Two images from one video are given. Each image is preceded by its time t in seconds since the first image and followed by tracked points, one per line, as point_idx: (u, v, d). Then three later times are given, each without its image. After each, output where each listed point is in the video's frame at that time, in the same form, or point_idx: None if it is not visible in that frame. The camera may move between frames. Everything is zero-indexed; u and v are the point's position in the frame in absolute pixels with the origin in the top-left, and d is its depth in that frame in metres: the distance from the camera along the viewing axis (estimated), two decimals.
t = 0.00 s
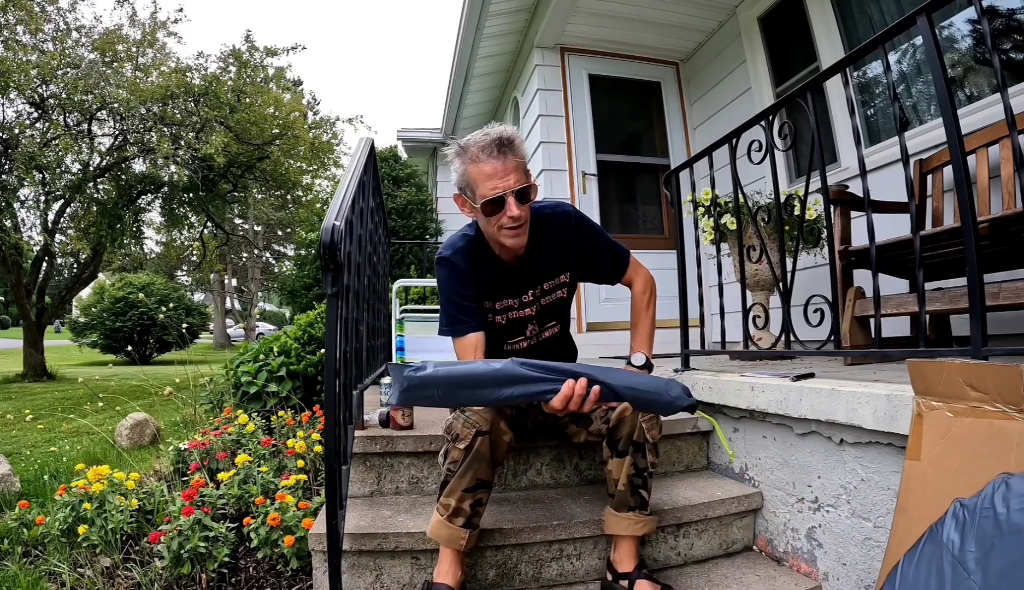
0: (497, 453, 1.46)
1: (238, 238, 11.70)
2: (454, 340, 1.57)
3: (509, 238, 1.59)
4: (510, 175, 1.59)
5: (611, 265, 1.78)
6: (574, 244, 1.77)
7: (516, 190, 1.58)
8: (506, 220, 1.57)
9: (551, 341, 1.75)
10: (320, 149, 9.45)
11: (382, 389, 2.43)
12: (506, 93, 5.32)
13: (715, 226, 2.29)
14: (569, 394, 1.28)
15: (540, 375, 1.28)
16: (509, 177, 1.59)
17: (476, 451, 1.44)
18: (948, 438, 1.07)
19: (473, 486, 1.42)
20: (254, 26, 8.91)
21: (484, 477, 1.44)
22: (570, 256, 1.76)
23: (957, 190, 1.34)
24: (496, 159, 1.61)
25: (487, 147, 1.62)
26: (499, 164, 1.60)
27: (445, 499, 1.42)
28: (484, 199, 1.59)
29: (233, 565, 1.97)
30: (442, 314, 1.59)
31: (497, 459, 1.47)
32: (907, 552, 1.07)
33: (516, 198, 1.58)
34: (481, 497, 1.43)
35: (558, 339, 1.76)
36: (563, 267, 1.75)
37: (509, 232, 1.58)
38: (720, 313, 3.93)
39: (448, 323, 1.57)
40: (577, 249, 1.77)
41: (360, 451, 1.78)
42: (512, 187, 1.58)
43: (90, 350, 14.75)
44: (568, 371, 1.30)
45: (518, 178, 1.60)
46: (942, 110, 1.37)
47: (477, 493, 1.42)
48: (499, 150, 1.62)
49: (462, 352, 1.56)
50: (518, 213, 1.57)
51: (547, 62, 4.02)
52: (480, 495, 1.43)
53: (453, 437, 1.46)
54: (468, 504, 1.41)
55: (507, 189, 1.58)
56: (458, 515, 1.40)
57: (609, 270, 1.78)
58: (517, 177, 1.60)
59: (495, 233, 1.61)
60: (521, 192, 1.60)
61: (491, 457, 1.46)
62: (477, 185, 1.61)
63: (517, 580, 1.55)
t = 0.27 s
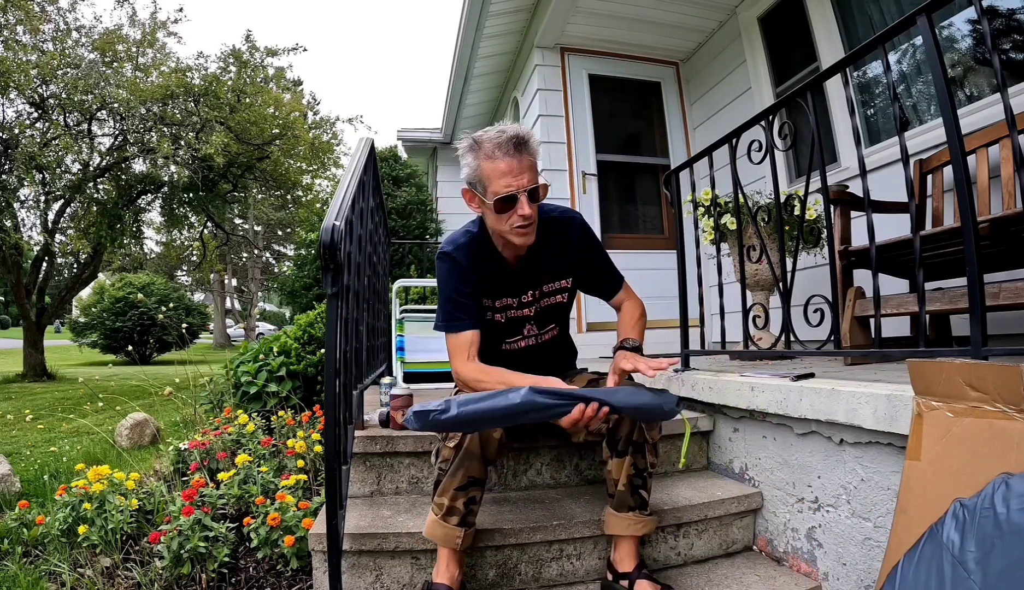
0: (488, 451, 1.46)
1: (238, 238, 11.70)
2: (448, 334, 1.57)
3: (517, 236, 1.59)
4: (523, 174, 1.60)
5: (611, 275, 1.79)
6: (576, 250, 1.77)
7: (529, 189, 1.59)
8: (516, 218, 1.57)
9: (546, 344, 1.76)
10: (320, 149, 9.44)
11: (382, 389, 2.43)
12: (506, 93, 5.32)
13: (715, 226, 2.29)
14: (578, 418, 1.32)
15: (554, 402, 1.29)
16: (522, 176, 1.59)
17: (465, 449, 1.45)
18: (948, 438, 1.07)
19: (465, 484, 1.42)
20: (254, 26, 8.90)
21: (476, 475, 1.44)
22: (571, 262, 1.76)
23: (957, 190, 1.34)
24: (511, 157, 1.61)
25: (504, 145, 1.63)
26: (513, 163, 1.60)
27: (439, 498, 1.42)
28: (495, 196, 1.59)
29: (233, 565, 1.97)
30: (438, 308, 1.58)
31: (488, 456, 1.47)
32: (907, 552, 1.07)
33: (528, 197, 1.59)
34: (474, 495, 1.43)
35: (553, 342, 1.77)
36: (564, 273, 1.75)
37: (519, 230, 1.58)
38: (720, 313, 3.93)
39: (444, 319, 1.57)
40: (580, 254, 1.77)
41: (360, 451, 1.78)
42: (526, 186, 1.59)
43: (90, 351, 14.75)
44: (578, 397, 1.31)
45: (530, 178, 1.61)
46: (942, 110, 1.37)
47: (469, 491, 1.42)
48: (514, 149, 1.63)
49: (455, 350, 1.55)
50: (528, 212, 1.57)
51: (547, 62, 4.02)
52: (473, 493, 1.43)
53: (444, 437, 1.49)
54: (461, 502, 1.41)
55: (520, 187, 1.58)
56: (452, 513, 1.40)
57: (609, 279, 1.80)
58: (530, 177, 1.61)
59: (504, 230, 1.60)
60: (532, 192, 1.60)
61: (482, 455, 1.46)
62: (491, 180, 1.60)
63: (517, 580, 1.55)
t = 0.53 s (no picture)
0: (479, 449, 1.46)
1: (238, 238, 11.70)
2: (443, 330, 1.57)
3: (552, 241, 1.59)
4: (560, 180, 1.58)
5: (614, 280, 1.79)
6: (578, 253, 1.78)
7: (565, 195, 1.59)
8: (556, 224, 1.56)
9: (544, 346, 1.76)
10: (320, 149, 9.44)
11: (382, 389, 2.43)
12: (506, 93, 5.32)
13: (715, 226, 2.29)
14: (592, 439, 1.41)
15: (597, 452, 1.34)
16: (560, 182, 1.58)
17: (456, 448, 1.44)
18: (948, 438, 1.07)
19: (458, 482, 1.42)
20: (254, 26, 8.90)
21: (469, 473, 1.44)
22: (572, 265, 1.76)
23: (957, 190, 1.34)
24: (551, 162, 1.58)
25: (544, 149, 1.59)
26: (552, 167, 1.57)
27: (433, 498, 1.42)
28: (536, 199, 1.54)
29: (233, 565, 1.97)
30: (437, 303, 1.58)
31: (480, 454, 1.46)
32: (908, 552, 1.06)
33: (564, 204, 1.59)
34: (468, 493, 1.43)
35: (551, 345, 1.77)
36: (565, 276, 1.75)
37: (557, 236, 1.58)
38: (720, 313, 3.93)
39: (441, 316, 1.57)
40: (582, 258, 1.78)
41: (360, 451, 1.78)
42: (562, 194, 1.58)
43: (90, 351, 14.75)
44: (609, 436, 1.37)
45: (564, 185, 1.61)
46: (942, 110, 1.37)
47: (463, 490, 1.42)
48: (551, 153, 1.60)
49: (450, 347, 1.56)
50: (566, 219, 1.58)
51: (547, 62, 4.02)
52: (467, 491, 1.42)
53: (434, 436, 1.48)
54: (455, 501, 1.41)
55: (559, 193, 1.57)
56: (447, 512, 1.40)
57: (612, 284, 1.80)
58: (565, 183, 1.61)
59: (536, 233, 1.58)
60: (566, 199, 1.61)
61: (474, 454, 1.46)
62: (531, 180, 1.54)
63: (516, 580, 1.55)
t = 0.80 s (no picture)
0: (475, 448, 1.47)
1: (238, 238, 11.70)
2: (445, 327, 1.55)
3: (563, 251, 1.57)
4: (576, 189, 1.56)
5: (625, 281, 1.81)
6: (589, 255, 1.78)
7: (579, 204, 1.57)
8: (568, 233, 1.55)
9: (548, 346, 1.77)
10: (320, 149, 9.45)
11: (382, 389, 2.43)
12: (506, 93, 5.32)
13: (715, 226, 2.29)
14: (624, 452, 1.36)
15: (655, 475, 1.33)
16: (576, 191, 1.56)
17: (452, 448, 1.45)
18: (948, 438, 1.06)
19: (455, 482, 1.42)
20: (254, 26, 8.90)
21: (465, 472, 1.44)
22: (582, 267, 1.77)
23: (957, 190, 1.35)
24: (571, 169, 1.55)
25: (565, 155, 1.56)
26: (570, 175, 1.55)
27: (430, 498, 1.42)
28: (550, 205, 1.52)
29: (233, 565, 1.97)
30: (442, 300, 1.57)
31: (476, 453, 1.47)
32: (908, 552, 1.06)
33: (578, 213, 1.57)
34: (465, 493, 1.43)
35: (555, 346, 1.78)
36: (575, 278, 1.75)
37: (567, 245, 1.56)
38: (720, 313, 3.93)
39: (444, 313, 1.56)
40: (593, 260, 1.79)
41: (360, 451, 1.79)
42: (577, 203, 1.57)
43: (90, 351, 14.75)
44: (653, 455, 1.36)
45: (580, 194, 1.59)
46: (942, 110, 1.37)
47: (460, 489, 1.43)
48: (571, 160, 1.57)
49: (449, 346, 1.56)
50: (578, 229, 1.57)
51: (547, 62, 4.02)
52: (464, 490, 1.43)
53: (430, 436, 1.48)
54: (452, 500, 1.41)
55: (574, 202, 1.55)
56: (445, 512, 1.40)
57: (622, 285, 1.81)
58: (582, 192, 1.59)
59: (545, 238, 1.57)
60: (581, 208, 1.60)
61: (470, 453, 1.46)
62: (547, 185, 1.52)
63: (517, 580, 1.55)
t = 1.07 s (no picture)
0: (471, 447, 1.46)
1: (238, 238, 11.71)
2: (449, 326, 1.55)
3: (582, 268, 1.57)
4: (602, 206, 1.54)
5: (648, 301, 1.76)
6: (611, 270, 1.74)
7: (604, 220, 1.56)
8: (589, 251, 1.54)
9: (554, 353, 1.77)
10: (320, 149, 9.45)
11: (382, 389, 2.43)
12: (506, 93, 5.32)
13: (715, 226, 2.29)
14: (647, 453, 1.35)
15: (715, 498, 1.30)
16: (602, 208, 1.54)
17: (447, 447, 1.45)
18: (948, 438, 1.06)
19: (451, 482, 1.43)
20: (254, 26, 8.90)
21: (461, 472, 1.44)
22: (603, 283, 1.73)
23: (957, 190, 1.34)
24: (598, 185, 1.53)
25: (592, 171, 1.54)
26: (597, 191, 1.53)
27: (427, 498, 1.42)
28: (572, 221, 1.51)
29: (233, 565, 1.97)
30: (449, 300, 1.57)
31: (472, 452, 1.47)
32: (908, 552, 1.06)
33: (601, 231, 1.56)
34: (462, 492, 1.43)
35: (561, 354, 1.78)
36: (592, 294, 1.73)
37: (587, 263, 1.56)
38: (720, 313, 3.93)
39: (449, 314, 1.56)
40: (615, 275, 1.75)
41: (360, 451, 1.78)
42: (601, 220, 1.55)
43: (90, 351, 14.75)
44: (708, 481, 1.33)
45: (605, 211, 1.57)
46: (943, 110, 1.37)
47: (456, 489, 1.43)
48: (600, 175, 1.55)
49: (447, 346, 1.56)
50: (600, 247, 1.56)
51: (547, 62, 4.02)
52: (460, 490, 1.43)
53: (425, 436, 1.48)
54: (450, 500, 1.41)
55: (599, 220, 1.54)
56: (442, 512, 1.41)
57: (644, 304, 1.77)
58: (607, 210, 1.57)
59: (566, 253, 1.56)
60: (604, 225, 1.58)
61: (465, 452, 1.46)
62: (572, 200, 1.51)
63: (517, 580, 1.55)
